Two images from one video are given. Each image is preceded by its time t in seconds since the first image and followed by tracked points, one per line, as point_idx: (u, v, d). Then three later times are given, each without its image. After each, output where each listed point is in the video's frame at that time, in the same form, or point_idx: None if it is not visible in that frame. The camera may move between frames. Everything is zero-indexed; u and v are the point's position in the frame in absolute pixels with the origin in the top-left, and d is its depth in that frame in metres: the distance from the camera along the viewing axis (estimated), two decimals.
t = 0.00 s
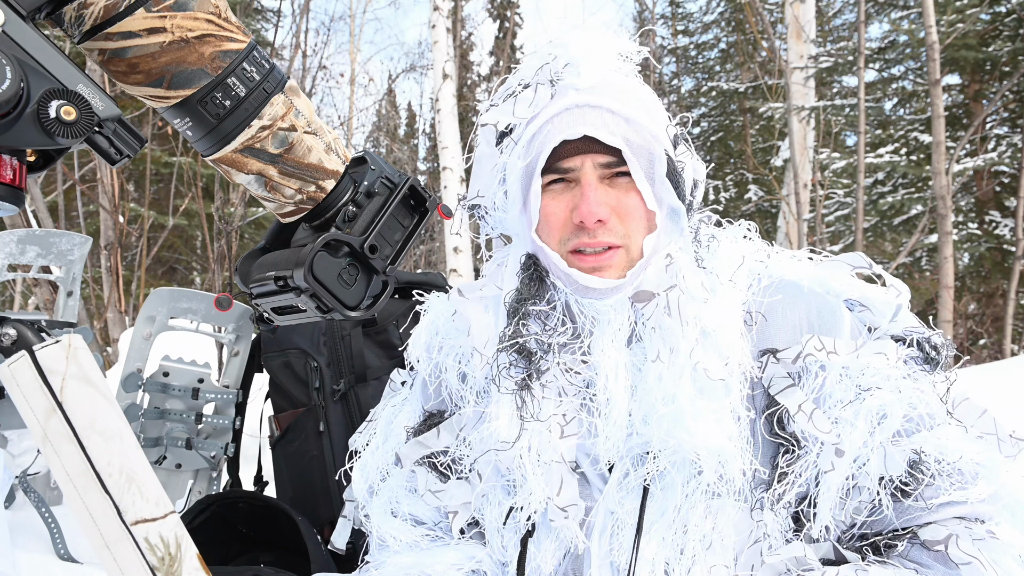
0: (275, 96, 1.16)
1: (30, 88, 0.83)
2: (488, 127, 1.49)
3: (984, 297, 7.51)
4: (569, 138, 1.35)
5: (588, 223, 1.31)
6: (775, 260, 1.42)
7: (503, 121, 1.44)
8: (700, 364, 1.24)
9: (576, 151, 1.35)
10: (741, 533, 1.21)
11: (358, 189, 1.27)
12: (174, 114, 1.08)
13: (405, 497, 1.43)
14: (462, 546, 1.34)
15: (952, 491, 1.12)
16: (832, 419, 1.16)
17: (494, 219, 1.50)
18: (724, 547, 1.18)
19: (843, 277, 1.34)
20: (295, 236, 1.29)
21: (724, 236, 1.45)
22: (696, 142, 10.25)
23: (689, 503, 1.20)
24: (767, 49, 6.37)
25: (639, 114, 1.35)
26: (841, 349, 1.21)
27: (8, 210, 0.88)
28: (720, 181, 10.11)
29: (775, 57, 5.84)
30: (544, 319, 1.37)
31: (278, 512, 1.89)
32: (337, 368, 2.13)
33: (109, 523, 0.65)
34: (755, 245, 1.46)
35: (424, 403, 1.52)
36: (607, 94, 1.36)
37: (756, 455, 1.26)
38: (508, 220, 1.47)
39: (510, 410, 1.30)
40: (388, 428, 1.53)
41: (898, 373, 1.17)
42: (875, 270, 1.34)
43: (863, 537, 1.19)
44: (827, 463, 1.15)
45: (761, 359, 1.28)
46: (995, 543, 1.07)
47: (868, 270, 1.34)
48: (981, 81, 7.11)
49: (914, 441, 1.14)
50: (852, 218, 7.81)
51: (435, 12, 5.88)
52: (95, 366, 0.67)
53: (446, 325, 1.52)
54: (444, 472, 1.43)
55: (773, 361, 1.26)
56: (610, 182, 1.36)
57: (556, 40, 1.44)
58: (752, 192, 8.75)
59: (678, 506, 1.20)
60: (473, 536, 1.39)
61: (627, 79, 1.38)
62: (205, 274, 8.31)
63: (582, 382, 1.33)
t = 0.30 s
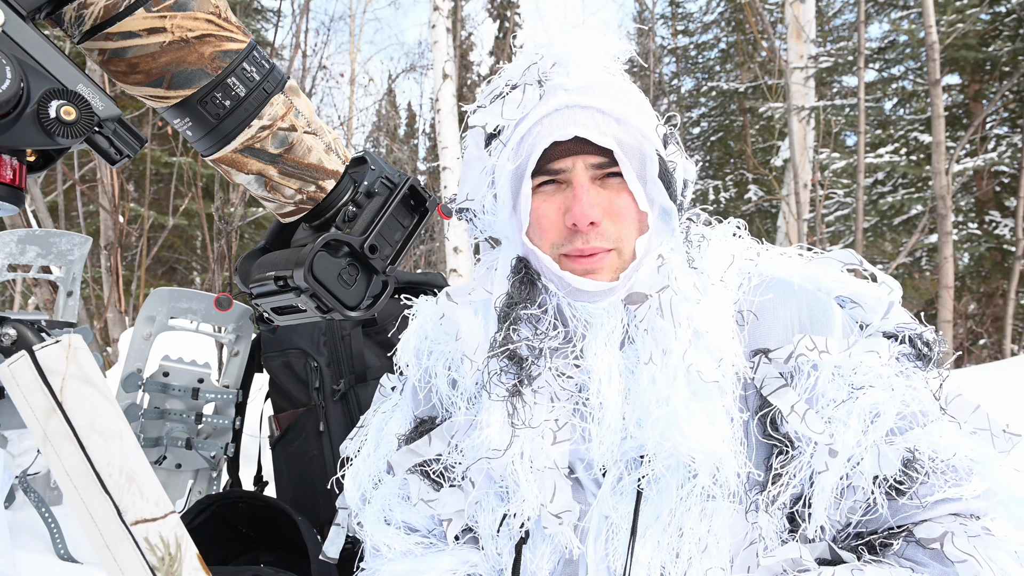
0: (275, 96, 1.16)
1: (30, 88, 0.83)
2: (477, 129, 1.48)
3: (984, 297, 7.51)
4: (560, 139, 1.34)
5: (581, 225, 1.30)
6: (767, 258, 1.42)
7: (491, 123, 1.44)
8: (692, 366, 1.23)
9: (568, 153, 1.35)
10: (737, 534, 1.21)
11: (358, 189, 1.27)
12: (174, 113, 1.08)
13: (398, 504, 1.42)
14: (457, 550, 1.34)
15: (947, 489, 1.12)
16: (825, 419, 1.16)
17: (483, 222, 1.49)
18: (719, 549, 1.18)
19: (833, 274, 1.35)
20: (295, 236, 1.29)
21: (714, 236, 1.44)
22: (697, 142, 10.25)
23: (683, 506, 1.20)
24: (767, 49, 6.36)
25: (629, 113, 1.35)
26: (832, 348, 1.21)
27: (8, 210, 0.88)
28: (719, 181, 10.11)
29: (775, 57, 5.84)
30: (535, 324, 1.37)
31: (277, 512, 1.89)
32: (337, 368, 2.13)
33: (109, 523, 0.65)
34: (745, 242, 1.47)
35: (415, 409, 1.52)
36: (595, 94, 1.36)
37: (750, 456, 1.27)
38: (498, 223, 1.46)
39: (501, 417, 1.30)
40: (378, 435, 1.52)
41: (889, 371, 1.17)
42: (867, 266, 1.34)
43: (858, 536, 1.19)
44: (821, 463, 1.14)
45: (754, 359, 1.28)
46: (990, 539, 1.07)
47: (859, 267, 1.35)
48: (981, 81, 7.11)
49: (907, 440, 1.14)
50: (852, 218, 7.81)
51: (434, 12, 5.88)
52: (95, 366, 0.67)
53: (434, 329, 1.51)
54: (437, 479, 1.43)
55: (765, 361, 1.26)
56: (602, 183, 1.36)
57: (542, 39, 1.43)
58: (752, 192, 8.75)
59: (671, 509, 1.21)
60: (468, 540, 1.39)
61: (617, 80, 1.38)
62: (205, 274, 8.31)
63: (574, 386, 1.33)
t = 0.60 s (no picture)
0: (275, 95, 1.15)
1: (30, 88, 0.83)
2: (470, 133, 1.47)
3: (984, 297, 7.51)
4: (555, 142, 1.34)
5: (577, 228, 1.30)
6: (763, 258, 1.42)
7: (485, 126, 1.43)
8: (688, 369, 1.23)
9: (563, 156, 1.35)
10: (735, 535, 1.21)
11: (358, 189, 1.27)
12: (174, 113, 1.08)
13: (396, 507, 1.42)
14: (455, 552, 1.34)
15: (946, 488, 1.12)
16: (822, 419, 1.16)
17: (479, 225, 1.48)
18: (717, 551, 1.18)
19: (830, 272, 1.35)
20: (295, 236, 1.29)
21: (710, 236, 1.44)
22: (697, 142, 10.25)
23: (681, 507, 1.20)
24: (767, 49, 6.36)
25: (623, 115, 1.35)
26: (830, 347, 1.21)
27: (8, 210, 0.88)
28: (720, 181, 10.11)
29: (775, 57, 5.85)
30: (532, 326, 1.37)
31: (277, 512, 1.89)
32: (337, 369, 2.13)
33: (109, 523, 0.65)
34: (741, 240, 1.47)
35: (412, 412, 1.52)
36: (590, 96, 1.36)
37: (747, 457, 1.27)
38: (492, 226, 1.45)
39: (499, 421, 1.30)
40: (376, 438, 1.52)
41: (886, 370, 1.17)
42: (864, 265, 1.34)
43: (857, 536, 1.19)
44: (818, 464, 1.14)
45: (751, 359, 1.29)
46: (988, 538, 1.07)
47: (857, 265, 1.34)
48: (981, 80, 7.11)
49: (905, 439, 1.14)
50: (852, 218, 7.82)
51: (435, 12, 5.88)
52: (95, 366, 0.67)
53: (431, 331, 1.51)
54: (434, 481, 1.42)
55: (762, 360, 1.26)
56: (597, 186, 1.36)
57: (536, 40, 1.42)
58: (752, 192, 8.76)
59: (669, 509, 1.21)
60: (466, 541, 1.39)
61: (612, 82, 1.39)
62: (205, 274, 8.31)
63: (571, 388, 1.33)
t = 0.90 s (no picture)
0: (275, 96, 1.16)
1: (30, 88, 0.83)
2: (471, 133, 1.47)
3: (984, 298, 7.52)
4: (553, 143, 1.34)
5: (575, 229, 1.30)
6: (765, 259, 1.42)
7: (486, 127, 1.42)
8: (687, 371, 1.23)
9: (562, 158, 1.35)
10: (736, 536, 1.21)
11: (358, 189, 1.27)
12: (174, 113, 1.08)
13: (397, 506, 1.43)
14: (456, 552, 1.34)
15: (947, 489, 1.12)
16: (823, 421, 1.16)
17: (478, 225, 1.48)
18: (718, 551, 1.18)
19: (831, 274, 1.35)
20: (295, 236, 1.29)
21: (710, 237, 1.44)
22: (697, 142, 10.24)
23: (682, 507, 1.20)
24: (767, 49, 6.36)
25: (622, 116, 1.35)
26: (831, 349, 1.21)
27: (8, 210, 0.88)
28: (720, 181, 10.12)
29: (775, 57, 5.85)
30: (531, 326, 1.37)
31: (277, 511, 1.89)
32: (337, 368, 2.13)
33: (109, 523, 0.65)
34: (743, 242, 1.48)
35: (414, 411, 1.52)
36: (590, 97, 1.36)
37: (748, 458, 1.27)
38: (493, 225, 1.45)
39: (498, 419, 1.30)
40: (377, 437, 1.52)
41: (887, 372, 1.17)
42: (866, 266, 1.34)
43: (858, 536, 1.19)
44: (820, 465, 1.14)
45: (752, 359, 1.29)
46: (990, 540, 1.07)
47: (859, 267, 1.35)
48: (981, 81, 7.11)
49: (907, 441, 1.14)
50: (852, 218, 7.81)
51: (435, 12, 5.89)
52: (95, 366, 0.67)
53: (433, 331, 1.51)
54: (435, 481, 1.43)
55: (763, 361, 1.26)
56: (595, 187, 1.36)
57: (536, 40, 1.42)
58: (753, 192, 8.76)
59: (670, 510, 1.21)
60: (467, 541, 1.39)
61: (613, 82, 1.38)
62: (205, 274, 8.31)
63: (570, 389, 1.33)
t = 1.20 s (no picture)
0: (274, 96, 1.15)
1: (30, 88, 0.83)
2: (469, 132, 1.48)
3: (984, 297, 7.52)
4: (549, 143, 1.34)
5: (568, 230, 1.30)
6: (766, 260, 1.42)
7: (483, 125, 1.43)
8: (687, 371, 1.23)
9: (558, 157, 1.35)
10: (736, 537, 1.22)
11: (358, 189, 1.27)
12: (173, 114, 1.08)
13: (397, 506, 1.43)
14: (456, 552, 1.34)
15: (948, 490, 1.12)
16: (824, 422, 1.16)
17: (477, 224, 1.49)
18: (718, 551, 1.19)
19: (831, 275, 1.35)
20: (295, 236, 1.29)
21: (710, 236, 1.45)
22: (697, 142, 10.24)
23: (683, 508, 1.20)
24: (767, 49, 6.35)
25: (620, 117, 1.35)
26: (833, 350, 1.21)
27: (8, 210, 0.88)
28: (720, 181, 10.12)
29: (775, 57, 5.85)
30: (529, 324, 1.37)
31: (277, 512, 1.89)
32: (337, 368, 2.13)
33: (109, 523, 0.65)
34: (743, 242, 1.48)
35: (414, 410, 1.52)
36: (587, 97, 1.36)
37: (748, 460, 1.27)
38: (491, 224, 1.46)
39: (496, 417, 1.30)
40: (377, 437, 1.52)
41: (887, 373, 1.17)
42: (866, 267, 1.34)
43: (859, 536, 1.19)
44: (821, 466, 1.14)
45: (752, 360, 1.29)
46: (990, 541, 1.07)
47: (859, 268, 1.35)
48: (981, 80, 7.11)
49: (907, 443, 1.14)
50: (852, 217, 7.81)
51: (434, 12, 5.88)
52: (95, 366, 0.67)
53: (433, 330, 1.51)
54: (435, 481, 1.43)
55: (764, 362, 1.26)
56: (591, 187, 1.36)
57: (536, 40, 1.42)
58: (753, 192, 8.76)
59: (670, 510, 1.21)
60: (467, 541, 1.39)
61: (612, 82, 1.38)
62: (205, 274, 8.31)
63: (569, 389, 1.33)
